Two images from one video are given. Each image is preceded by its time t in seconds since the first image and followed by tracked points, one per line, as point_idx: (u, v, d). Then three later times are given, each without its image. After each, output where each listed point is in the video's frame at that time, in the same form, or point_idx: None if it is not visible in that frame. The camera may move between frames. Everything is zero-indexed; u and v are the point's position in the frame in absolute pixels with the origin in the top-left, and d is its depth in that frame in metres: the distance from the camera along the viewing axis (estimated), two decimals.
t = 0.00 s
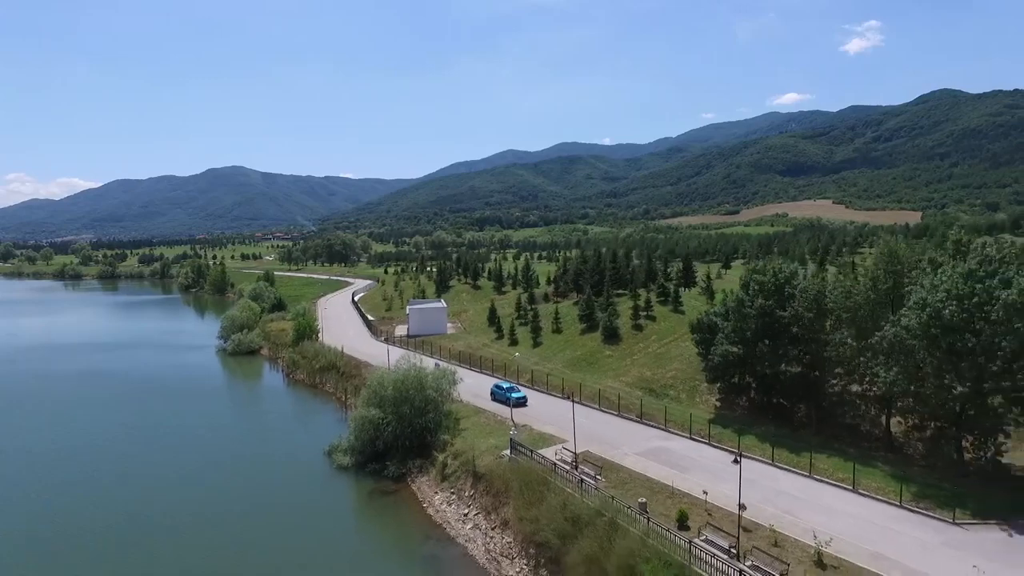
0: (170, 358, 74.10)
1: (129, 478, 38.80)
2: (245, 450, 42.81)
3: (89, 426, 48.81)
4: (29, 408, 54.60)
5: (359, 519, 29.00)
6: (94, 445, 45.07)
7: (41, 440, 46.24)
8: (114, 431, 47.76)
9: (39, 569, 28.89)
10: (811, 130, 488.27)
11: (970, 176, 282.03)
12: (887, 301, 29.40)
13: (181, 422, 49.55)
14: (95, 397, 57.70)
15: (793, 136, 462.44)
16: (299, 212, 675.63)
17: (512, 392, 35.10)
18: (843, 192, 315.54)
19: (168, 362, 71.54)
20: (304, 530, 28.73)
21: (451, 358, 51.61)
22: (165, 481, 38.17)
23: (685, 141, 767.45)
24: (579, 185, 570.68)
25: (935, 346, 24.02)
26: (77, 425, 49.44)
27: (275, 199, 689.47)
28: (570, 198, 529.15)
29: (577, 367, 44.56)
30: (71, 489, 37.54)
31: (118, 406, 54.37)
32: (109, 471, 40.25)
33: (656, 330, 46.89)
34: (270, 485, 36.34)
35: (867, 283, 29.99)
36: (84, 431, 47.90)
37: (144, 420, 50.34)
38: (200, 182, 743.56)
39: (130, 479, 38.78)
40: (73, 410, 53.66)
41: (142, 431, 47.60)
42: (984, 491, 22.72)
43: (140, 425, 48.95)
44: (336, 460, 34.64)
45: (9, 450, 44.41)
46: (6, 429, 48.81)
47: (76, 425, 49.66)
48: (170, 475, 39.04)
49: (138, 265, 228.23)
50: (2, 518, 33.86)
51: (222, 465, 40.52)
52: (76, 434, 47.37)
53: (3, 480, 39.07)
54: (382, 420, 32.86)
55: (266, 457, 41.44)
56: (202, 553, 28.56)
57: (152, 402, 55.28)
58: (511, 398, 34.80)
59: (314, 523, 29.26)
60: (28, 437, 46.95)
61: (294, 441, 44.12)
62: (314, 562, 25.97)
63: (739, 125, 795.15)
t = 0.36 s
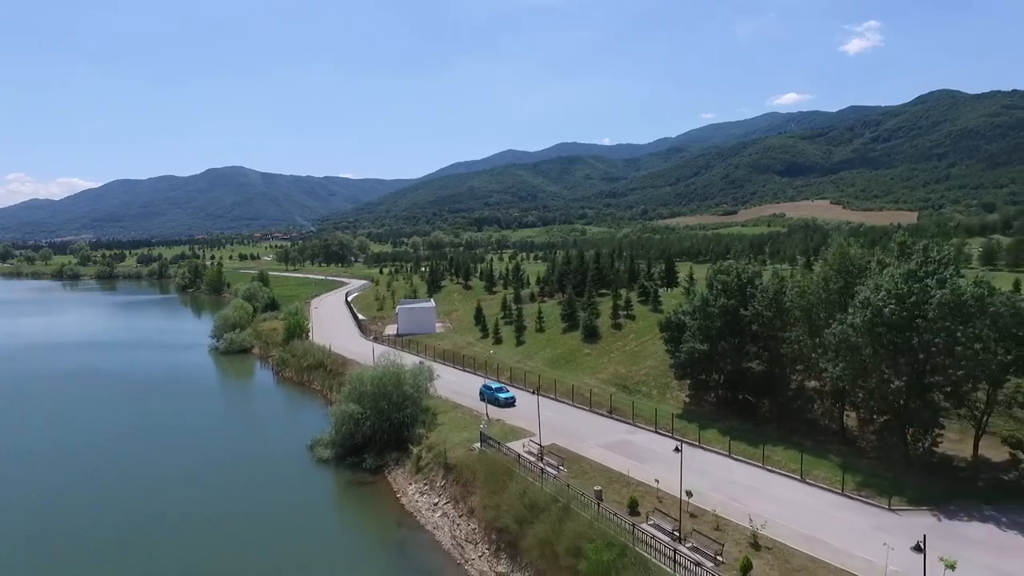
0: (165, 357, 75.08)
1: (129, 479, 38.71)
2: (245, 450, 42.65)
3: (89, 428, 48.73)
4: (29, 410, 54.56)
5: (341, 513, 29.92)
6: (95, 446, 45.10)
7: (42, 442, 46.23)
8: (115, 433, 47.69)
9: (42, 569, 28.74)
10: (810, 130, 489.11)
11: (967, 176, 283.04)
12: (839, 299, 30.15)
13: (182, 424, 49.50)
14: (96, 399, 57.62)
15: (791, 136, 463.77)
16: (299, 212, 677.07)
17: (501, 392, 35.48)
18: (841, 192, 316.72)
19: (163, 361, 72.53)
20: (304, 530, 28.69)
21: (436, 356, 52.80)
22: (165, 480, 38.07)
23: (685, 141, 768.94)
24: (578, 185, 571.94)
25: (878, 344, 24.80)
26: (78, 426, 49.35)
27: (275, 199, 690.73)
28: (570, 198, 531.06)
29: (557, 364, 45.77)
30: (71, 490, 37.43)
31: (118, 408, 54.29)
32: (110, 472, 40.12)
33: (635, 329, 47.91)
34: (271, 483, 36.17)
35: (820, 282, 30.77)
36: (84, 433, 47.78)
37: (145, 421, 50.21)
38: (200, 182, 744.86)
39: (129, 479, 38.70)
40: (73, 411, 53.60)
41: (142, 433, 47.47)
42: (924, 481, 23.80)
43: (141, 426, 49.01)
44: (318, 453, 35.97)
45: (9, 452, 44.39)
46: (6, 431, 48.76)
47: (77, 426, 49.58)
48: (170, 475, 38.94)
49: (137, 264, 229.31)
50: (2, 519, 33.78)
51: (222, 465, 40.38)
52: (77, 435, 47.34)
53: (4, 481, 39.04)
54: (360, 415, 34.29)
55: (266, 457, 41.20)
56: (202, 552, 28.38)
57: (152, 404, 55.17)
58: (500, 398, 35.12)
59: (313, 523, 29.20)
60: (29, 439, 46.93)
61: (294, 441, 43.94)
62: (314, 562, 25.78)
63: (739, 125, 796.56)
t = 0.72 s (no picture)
0: (161, 356, 76.36)
1: (129, 481, 38.98)
2: (245, 452, 42.93)
3: (90, 431, 49.19)
4: (30, 412, 55.02)
5: (334, 509, 30.37)
6: (95, 448, 45.41)
7: (43, 444, 46.66)
8: (115, 435, 48.08)
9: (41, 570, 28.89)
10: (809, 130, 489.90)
11: (966, 177, 283.90)
12: (793, 295, 31.02)
13: (182, 425, 49.84)
14: (96, 400, 58.10)
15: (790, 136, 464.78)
16: (298, 212, 678.57)
17: (491, 391, 35.86)
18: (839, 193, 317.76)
19: (159, 360, 73.78)
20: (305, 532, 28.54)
21: (423, 353, 54.20)
22: (166, 482, 38.34)
23: (684, 142, 770.08)
24: (577, 185, 573.30)
25: (828, 338, 26.11)
26: (78, 429, 49.81)
27: (275, 199, 692.20)
28: (569, 198, 532.73)
29: (539, 361, 47.15)
30: (72, 491, 37.67)
31: (117, 409, 54.68)
32: (110, 474, 40.39)
33: (615, 326, 49.22)
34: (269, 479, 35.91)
35: (778, 281, 31.60)
36: (85, 435, 48.15)
37: (145, 424, 50.54)
38: (200, 182, 746.55)
39: (129, 481, 38.93)
40: (73, 413, 54.00)
41: (142, 434, 47.84)
42: (867, 469, 25.06)
43: (141, 428, 49.38)
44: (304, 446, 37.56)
45: (11, 454, 44.81)
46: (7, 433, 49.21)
47: (77, 428, 49.98)
48: (170, 477, 39.12)
49: (136, 264, 230.58)
50: (3, 520, 34.06)
51: (222, 466, 40.72)
52: (77, 437, 47.78)
53: (5, 483, 39.42)
54: (343, 409, 35.88)
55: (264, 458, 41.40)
56: (202, 552, 28.46)
57: (152, 405, 55.62)
58: (489, 398, 35.54)
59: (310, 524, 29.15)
60: (31, 441, 47.40)
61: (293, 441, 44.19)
62: (314, 561, 25.59)
63: (739, 125, 797.54)
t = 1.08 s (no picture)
0: (158, 355, 77.57)
1: (129, 481, 38.85)
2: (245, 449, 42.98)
3: (90, 431, 49.30)
4: (31, 412, 55.30)
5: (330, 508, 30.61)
6: (95, 449, 45.46)
7: (43, 445, 46.76)
8: (114, 435, 48.11)
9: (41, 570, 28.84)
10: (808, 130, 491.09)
11: (964, 177, 285.19)
12: (755, 292, 32.32)
13: (182, 425, 49.95)
14: (96, 400, 58.35)
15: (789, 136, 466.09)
16: (298, 212, 680.12)
17: (482, 390, 36.11)
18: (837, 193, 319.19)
19: (156, 359, 74.90)
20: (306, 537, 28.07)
21: (412, 351, 55.68)
22: (165, 480, 38.36)
23: (684, 142, 771.74)
24: (576, 185, 574.69)
25: (784, 332, 27.64)
26: (79, 429, 49.93)
27: (275, 199, 693.68)
28: (568, 198, 534.27)
29: (523, 358, 48.53)
30: (71, 492, 37.66)
31: (118, 409, 54.80)
32: (110, 473, 40.46)
33: (598, 323, 50.52)
34: (268, 480, 35.03)
35: (741, 280, 32.97)
36: (85, 436, 48.19)
37: (144, 424, 50.52)
38: (200, 182, 748.19)
39: (130, 480, 38.94)
40: (73, 413, 54.31)
41: (142, 434, 47.91)
42: (817, 457, 26.53)
43: (140, 428, 49.42)
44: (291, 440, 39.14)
45: (12, 454, 44.95)
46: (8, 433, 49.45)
47: (77, 428, 50.20)
48: (170, 477, 38.83)
49: (135, 264, 231.73)
50: (3, 520, 34.12)
51: (222, 465, 40.44)
52: (77, 438, 47.85)
53: (6, 483, 39.54)
54: (327, 403, 37.48)
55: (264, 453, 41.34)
56: (203, 554, 28.35)
57: (152, 405, 55.72)
58: (481, 396, 35.98)
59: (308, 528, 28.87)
60: (32, 441, 47.50)
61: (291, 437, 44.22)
62: (315, 560, 25.61)
63: (738, 125, 799.18)
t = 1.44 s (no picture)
0: (155, 352, 78.99)
1: (129, 481, 38.70)
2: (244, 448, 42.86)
3: (90, 433, 49.31)
4: (31, 413, 55.39)
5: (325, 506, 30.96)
6: (94, 450, 45.31)
7: (44, 447, 46.73)
8: (114, 437, 48.04)
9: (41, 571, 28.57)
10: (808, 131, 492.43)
11: (962, 177, 286.61)
12: (721, 288, 33.62)
13: (181, 426, 49.87)
14: (97, 401, 58.48)
15: (788, 136, 467.36)
16: (299, 212, 681.65)
17: (476, 388, 36.26)
18: (836, 194, 320.65)
19: (153, 357, 76.25)
20: (306, 538, 27.90)
21: (402, 348, 57.16)
22: (165, 479, 38.19)
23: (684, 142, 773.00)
24: (576, 186, 576.12)
25: (744, 327, 29.12)
26: (80, 431, 49.98)
27: (275, 199, 695.13)
28: (567, 198, 535.57)
29: (509, 355, 49.94)
30: (71, 493, 37.47)
31: (118, 411, 54.88)
32: (110, 473, 40.35)
33: (582, 321, 51.95)
34: (267, 481, 34.76)
35: (709, 279, 34.32)
36: (86, 438, 48.17)
37: (145, 426, 50.54)
38: (200, 182, 749.75)
39: (129, 480, 38.77)
40: (73, 415, 54.26)
41: (142, 435, 47.85)
42: (773, 446, 28.14)
43: (141, 430, 49.33)
44: (283, 433, 40.98)
45: (13, 456, 44.90)
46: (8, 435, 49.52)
47: (77, 431, 50.10)
48: (170, 476, 38.63)
49: (135, 264, 232.95)
50: (3, 521, 33.91)
51: (222, 463, 40.32)
52: (78, 440, 47.86)
53: (6, 486, 39.15)
54: (316, 398, 39.37)
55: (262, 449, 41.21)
56: (204, 554, 28.24)
57: (153, 407, 55.79)
58: (475, 395, 36.02)
59: (308, 528, 28.82)
60: (33, 444, 47.47)
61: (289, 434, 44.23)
62: (313, 561, 25.60)
63: (739, 125, 800.55)
